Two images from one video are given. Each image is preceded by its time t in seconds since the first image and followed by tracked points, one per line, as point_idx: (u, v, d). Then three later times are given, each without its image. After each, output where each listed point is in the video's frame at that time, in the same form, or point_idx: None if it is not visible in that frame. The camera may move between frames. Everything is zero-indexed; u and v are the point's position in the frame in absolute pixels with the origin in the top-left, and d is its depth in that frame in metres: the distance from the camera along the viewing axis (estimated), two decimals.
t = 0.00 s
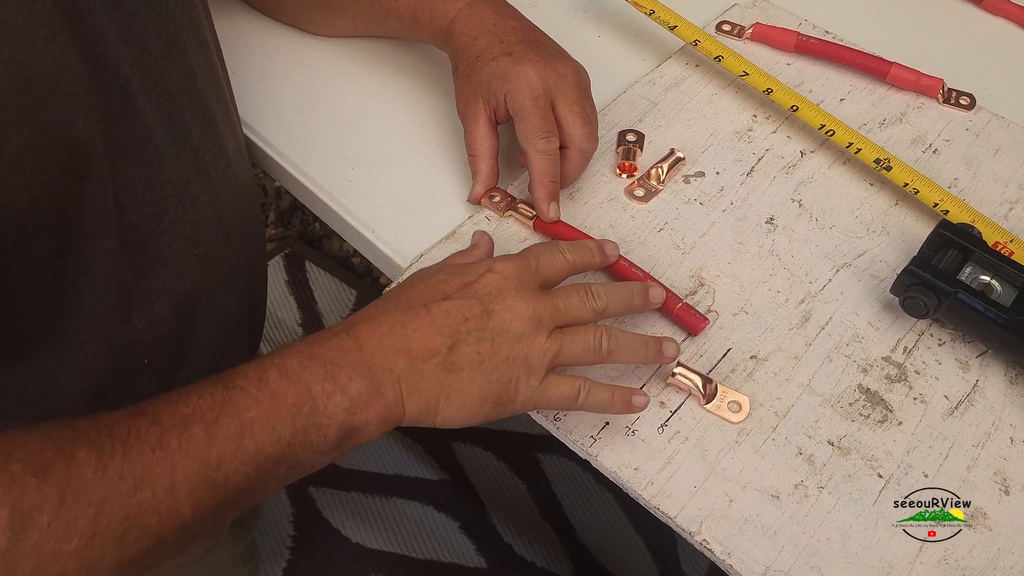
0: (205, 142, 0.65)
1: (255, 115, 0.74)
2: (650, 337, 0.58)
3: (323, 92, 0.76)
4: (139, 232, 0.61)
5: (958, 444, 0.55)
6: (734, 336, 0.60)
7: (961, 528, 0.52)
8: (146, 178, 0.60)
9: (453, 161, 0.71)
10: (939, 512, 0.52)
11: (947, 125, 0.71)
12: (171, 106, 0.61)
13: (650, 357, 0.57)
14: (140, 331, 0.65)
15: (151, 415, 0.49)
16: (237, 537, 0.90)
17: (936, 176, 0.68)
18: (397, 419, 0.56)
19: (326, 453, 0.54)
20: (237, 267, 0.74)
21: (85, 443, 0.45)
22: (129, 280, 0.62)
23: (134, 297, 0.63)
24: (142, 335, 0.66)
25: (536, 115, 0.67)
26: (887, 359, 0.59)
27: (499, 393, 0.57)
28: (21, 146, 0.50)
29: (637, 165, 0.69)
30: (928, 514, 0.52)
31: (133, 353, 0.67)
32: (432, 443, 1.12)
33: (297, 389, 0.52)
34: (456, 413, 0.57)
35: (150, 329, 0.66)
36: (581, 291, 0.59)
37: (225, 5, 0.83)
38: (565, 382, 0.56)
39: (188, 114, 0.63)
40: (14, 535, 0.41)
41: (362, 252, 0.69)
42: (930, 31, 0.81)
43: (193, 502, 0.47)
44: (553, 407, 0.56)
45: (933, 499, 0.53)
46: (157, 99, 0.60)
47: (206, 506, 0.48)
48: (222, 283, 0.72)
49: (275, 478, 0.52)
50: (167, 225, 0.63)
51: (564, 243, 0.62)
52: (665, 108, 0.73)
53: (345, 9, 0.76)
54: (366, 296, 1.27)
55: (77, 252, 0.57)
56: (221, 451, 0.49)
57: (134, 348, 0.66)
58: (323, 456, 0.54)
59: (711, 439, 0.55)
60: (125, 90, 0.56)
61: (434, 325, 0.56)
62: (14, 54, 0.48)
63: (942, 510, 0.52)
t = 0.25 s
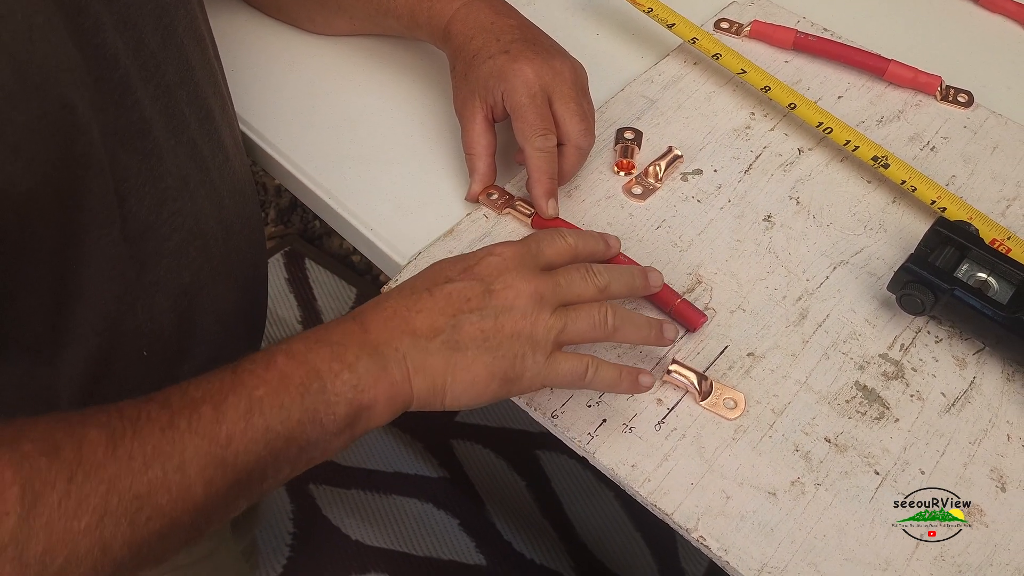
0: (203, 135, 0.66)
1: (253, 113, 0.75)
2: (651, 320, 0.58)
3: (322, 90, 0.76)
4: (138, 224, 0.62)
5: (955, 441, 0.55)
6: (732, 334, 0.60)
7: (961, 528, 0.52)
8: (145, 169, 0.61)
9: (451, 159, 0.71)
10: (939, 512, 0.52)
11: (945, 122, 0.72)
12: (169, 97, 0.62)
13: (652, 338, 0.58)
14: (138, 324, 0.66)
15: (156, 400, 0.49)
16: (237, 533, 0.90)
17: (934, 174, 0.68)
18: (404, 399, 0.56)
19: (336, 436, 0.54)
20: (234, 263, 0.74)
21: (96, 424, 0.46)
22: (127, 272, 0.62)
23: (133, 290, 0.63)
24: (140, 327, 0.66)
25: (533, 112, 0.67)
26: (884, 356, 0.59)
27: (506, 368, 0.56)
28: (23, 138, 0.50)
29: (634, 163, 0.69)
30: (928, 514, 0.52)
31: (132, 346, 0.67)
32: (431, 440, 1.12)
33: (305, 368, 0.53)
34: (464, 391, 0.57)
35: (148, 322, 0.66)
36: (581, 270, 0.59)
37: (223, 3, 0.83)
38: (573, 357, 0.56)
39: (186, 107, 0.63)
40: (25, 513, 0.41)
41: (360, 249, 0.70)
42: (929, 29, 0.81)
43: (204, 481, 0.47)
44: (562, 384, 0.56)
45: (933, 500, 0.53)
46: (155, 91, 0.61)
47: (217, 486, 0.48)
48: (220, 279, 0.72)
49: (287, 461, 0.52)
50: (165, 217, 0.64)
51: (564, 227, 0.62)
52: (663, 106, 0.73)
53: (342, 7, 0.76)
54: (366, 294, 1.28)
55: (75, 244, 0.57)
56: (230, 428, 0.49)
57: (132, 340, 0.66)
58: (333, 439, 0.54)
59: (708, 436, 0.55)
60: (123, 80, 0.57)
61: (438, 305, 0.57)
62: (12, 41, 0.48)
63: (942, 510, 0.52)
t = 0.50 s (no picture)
0: (198, 127, 0.66)
1: (251, 110, 0.74)
2: (660, 306, 0.58)
3: (320, 87, 0.76)
4: (135, 215, 0.62)
5: (955, 439, 0.55)
6: (731, 331, 0.60)
7: (961, 529, 0.52)
8: (140, 160, 0.61)
9: (450, 156, 0.71)
10: (939, 512, 0.52)
11: (946, 119, 0.71)
12: (162, 88, 0.62)
13: (659, 325, 0.58)
14: (131, 315, 0.65)
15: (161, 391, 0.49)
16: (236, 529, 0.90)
17: (934, 171, 0.68)
18: (416, 385, 0.56)
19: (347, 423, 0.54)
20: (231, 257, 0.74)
21: (103, 410, 0.45)
22: (122, 262, 0.62)
23: (127, 281, 0.63)
24: (133, 319, 0.66)
25: (532, 108, 0.66)
26: (884, 354, 0.59)
27: (519, 352, 0.56)
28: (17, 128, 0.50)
29: (634, 160, 0.69)
30: (928, 514, 0.52)
31: (128, 338, 0.67)
32: (431, 438, 1.12)
33: (316, 353, 0.53)
34: (478, 377, 0.56)
35: (143, 314, 0.66)
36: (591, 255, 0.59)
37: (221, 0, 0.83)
38: (587, 339, 0.56)
39: (181, 99, 0.64)
40: (32, 496, 0.40)
41: (360, 246, 0.69)
42: (930, 25, 0.80)
43: (217, 465, 0.47)
44: (575, 366, 0.56)
45: (933, 500, 0.53)
46: (147, 81, 0.61)
47: (228, 473, 0.48)
48: (216, 273, 0.73)
49: (299, 448, 0.52)
50: (161, 208, 0.64)
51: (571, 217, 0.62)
52: (663, 102, 0.73)
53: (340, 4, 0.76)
54: (366, 292, 1.28)
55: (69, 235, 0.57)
56: (242, 414, 0.48)
57: (126, 332, 0.66)
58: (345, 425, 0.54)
59: (707, 433, 0.55)
60: (114, 71, 0.57)
61: (447, 290, 0.57)
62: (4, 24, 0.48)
63: (941, 510, 0.52)
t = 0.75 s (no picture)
0: (197, 124, 0.66)
1: (252, 114, 0.74)
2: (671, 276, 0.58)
3: (322, 90, 0.76)
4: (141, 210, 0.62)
5: (957, 444, 0.55)
6: (733, 335, 0.60)
7: (961, 528, 0.52)
8: (145, 155, 0.61)
9: (451, 159, 0.71)
10: (939, 512, 0.52)
11: (948, 123, 0.71)
12: (162, 87, 0.62)
13: (652, 331, 0.58)
14: (137, 309, 0.66)
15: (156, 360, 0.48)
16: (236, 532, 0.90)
17: (936, 175, 0.68)
18: (429, 325, 0.55)
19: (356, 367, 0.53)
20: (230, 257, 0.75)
21: (114, 373, 0.44)
22: (128, 257, 0.63)
23: (133, 276, 0.64)
24: (138, 313, 0.66)
25: (531, 113, 0.66)
26: (886, 358, 0.59)
27: (535, 294, 0.56)
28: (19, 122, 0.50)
29: (636, 163, 0.69)
30: (928, 514, 0.52)
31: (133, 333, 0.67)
32: (432, 440, 1.13)
33: (325, 298, 0.52)
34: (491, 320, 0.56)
35: (148, 308, 0.67)
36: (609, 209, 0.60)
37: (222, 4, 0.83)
38: (602, 292, 0.57)
39: (180, 97, 0.64)
40: (53, 467, 0.40)
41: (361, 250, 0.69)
42: (932, 29, 0.80)
43: (232, 421, 0.47)
44: (589, 317, 0.57)
45: (933, 499, 0.53)
46: (148, 79, 0.61)
47: (244, 428, 0.48)
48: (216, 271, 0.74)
49: (313, 395, 0.52)
50: (166, 204, 0.64)
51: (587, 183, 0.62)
52: (664, 106, 0.73)
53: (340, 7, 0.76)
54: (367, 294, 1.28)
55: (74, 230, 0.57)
56: (253, 366, 0.48)
57: (130, 326, 0.66)
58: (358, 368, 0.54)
59: (709, 438, 0.55)
60: (118, 68, 0.57)
61: (464, 231, 0.57)
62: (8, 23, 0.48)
63: (941, 510, 0.52)
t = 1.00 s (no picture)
0: (195, 120, 0.68)
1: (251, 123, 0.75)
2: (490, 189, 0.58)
3: (321, 99, 0.76)
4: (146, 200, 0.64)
5: (955, 455, 0.55)
6: (730, 346, 0.60)
7: (961, 528, 0.52)
8: (148, 146, 0.63)
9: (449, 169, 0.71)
10: (939, 512, 0.53)
11: (946, 133, 0.71)
12: (163, 83, 0.63)
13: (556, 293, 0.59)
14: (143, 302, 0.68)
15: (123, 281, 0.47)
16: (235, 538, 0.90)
17: (934, 186, 0.68)
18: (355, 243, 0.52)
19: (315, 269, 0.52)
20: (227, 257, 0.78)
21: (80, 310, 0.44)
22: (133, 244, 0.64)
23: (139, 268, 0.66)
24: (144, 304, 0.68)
25: (528, 124, 0.66)
26: (884, 369, 0.59)
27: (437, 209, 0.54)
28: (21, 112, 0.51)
29: (633, 174, 0.69)
30: (928, 514, 0.53)
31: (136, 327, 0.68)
32: (433, 447, 1.13)
33: (263, 209, 0.49)
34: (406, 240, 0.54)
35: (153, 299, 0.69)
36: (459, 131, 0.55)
37: (220, 13, 0.83)
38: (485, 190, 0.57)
39: (179, 92, 0.65)
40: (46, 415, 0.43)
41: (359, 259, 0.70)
42: (930, 39, 0.80)
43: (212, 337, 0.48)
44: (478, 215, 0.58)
45: (933, 499, 0.53)
46: (149, 74, 0.62)
47: (238, 339, 0.51)
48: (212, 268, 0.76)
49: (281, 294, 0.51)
50: (168, 194, 0.66)
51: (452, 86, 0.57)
52: (662, 116, 0.73)
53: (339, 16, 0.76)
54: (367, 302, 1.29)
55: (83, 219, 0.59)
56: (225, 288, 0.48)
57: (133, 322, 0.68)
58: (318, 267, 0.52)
59: (706, 449, 0.55)
60: (121, 61, 0.59)
61: (341, 154, 0.51)
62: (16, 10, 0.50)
63: (941, 510, 0.53)
